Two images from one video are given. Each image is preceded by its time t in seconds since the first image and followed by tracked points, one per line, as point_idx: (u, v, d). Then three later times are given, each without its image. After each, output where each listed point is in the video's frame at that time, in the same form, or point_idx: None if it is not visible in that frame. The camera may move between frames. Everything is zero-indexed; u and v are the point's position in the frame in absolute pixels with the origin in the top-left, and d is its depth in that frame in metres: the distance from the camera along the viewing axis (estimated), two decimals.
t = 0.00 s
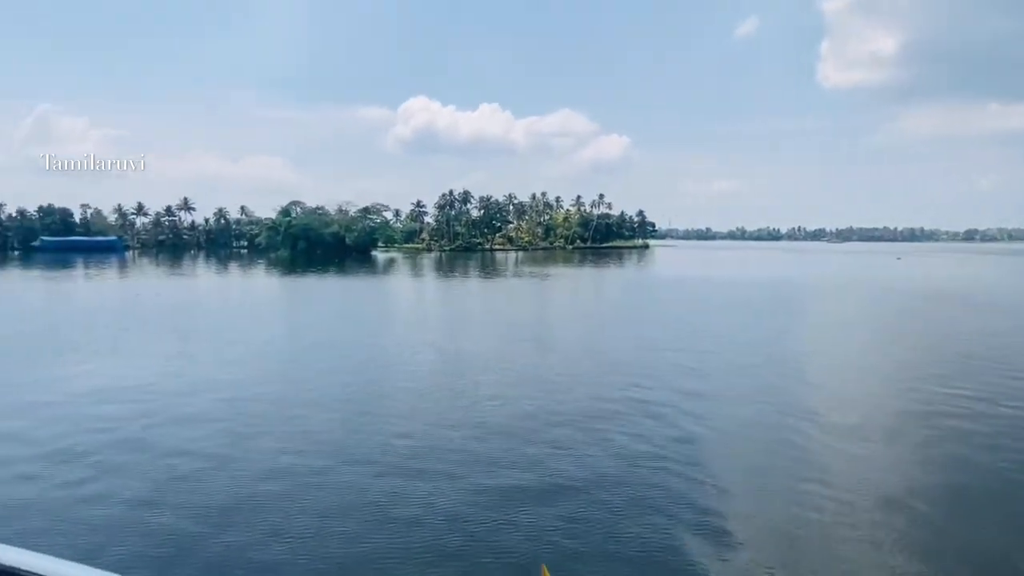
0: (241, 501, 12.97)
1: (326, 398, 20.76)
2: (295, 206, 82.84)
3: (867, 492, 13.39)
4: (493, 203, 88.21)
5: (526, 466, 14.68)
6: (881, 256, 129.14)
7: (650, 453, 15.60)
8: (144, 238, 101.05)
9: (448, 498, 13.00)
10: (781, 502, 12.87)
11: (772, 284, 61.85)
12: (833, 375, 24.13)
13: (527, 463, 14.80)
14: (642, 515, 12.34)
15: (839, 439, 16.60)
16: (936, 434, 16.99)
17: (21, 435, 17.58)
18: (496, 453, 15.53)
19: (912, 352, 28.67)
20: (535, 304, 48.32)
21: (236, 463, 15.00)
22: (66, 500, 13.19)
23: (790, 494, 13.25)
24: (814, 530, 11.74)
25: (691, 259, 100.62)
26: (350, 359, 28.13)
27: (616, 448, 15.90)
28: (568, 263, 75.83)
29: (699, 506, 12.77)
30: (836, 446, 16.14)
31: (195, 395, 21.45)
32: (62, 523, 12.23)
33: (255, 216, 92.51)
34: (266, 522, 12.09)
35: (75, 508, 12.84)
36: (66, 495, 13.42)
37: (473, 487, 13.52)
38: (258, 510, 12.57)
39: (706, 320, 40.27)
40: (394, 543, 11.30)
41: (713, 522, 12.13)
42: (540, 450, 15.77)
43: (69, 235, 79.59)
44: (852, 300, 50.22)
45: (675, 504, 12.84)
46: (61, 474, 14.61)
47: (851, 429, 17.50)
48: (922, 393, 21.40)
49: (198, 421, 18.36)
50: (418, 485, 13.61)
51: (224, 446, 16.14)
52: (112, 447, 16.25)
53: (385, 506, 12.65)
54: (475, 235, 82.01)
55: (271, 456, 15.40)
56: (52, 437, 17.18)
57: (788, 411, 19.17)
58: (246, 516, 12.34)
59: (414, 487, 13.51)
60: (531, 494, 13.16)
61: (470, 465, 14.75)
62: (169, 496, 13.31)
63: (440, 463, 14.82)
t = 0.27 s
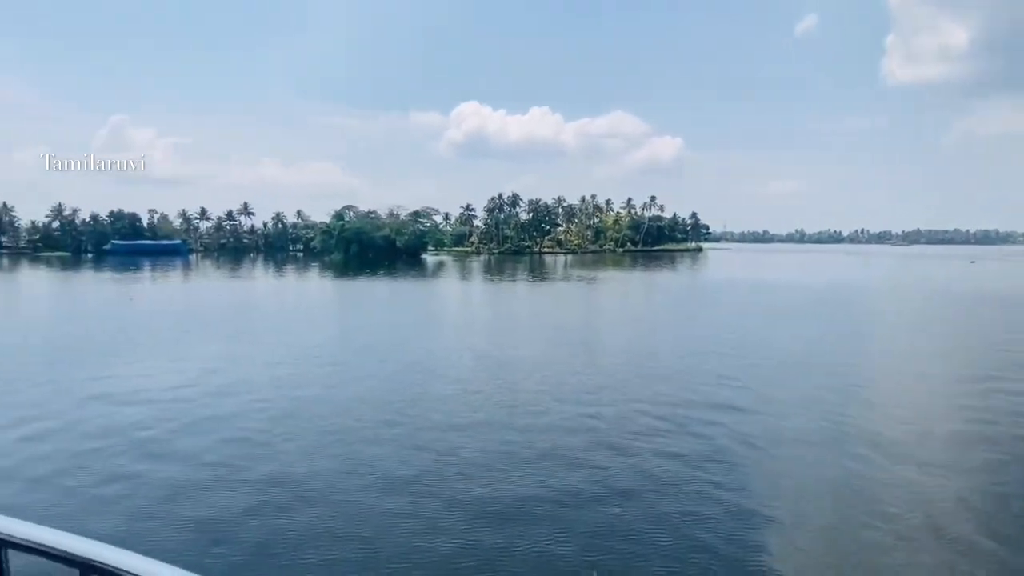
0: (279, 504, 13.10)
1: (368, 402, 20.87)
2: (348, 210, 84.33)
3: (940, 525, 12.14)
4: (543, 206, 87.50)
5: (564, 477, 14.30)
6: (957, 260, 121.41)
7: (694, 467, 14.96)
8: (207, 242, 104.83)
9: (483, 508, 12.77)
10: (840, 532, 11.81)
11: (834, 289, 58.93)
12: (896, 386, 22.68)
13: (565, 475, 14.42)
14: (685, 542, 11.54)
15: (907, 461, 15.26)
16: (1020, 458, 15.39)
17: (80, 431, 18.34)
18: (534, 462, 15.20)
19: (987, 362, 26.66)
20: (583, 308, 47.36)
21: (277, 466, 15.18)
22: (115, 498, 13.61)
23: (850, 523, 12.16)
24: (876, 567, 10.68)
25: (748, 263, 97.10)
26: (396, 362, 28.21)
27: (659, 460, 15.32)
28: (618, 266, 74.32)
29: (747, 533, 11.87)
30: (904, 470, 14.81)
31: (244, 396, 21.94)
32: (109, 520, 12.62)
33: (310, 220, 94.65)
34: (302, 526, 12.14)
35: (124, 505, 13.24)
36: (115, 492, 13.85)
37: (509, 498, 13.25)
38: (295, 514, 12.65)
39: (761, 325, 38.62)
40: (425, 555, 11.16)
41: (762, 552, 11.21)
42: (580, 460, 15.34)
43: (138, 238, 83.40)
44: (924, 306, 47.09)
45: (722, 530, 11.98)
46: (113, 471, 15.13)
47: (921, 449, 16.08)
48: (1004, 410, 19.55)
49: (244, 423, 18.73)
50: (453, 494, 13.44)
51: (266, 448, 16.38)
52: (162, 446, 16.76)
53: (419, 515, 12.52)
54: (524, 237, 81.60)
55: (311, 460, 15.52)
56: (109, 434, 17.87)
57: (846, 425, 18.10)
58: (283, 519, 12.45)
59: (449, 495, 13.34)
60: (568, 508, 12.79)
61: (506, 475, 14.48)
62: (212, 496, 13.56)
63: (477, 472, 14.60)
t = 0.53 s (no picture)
0: (328, 501, 12.99)
1: (417, 403, 20.73)
2: (396, 213, 85.21)
3: None
4: (591, 208, 86.44)
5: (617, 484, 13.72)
6: None
7: (756, 479, 14.11)
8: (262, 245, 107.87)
9: (533, 512, 12.34)
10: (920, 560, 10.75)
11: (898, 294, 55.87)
12: (974, 399, 21.04)
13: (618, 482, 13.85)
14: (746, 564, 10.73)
15: (991, 483, 13.95)
16: None
17: (140, 426, 18.82)
18: (586, 468, 14.68)
19: None
20: (632, 312, 46.24)
21: (327, 464, 15.14)
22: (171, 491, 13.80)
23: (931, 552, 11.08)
24: None
25: (805, 266, 93.46)
26: (443, 364, 28.05)
27: (718, 470, 14.55)
28: (668, 269, 72.61)
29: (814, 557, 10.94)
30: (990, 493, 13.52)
31: (295, 396, 22.15)
32: (165, 514, 12.77)
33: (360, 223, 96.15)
34: (350, 525, 11.98)
35: (179, 500, 13.40)
36: (170, 486, 14.03)
37: (560, 503, 12.78)
38: (343, 511, 12.51)
39: (821, 332, 36.79)
40: (474, 558, 10.82)
41: None
42: (633, 466, 14.73)
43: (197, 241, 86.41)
44: (1000, 313, 44.00)
45: (786, 553, 11.10)
46: (169, 466, 15.39)
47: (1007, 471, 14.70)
48: None
49: (295, 422, 18.85)
50: (503, 497, 13.06)
51: (311, 447, 16.33)
52: (216, 443, 16.97)
53: (468, 517, 12.20)
54: (571, 239, 80.70)
55: (360, 460, 15.41)
56: (166, 429, 18.25)
57: (921, 440, 16.87)
58: (331, 516, 12.34)
59: (499, 498, 12.97)
60: (621, 516, 12.24)
61: (557, 479, 14.01)
62: (262, 493, 13.59)
63: (526, 476, 14.18)
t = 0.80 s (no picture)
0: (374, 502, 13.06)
1: (461, 407, 20.69)
2: (442, 215, 85.67)
3: None
4: (637, 208, 84.85)
5: (666, 496, 13.34)
6: None
7: (809, 495, 13.42)
8: (312, 246, 110.29)
9: (579, 522, 12.10)
10: None
11: (968, 297, 52.68)
12: None
13: (667, 494, 13.47)
14: None
15: None
16: None
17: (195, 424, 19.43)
18: (633, 478, 14.33)
19: None
20: (679, 314, 45.04)
21: (373, 465, 15.27)
22: (224, 487, 14.15)
23: None
24: None
25: (864, 267, 89.27)
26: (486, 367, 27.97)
27: (773, 484, 13.98)
28: (717, 271, 70.62)
29: None
30: None
31: (342, 397, 22.47)
32: (217, 510, 13.08)
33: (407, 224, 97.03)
34: (395, 527, 12.01)
35: (231, 497, 13.73)
36: (221, 484, 14.37)
37: (606, 514, 12.50)
38: (388, 513, 12.55)
39: (882, 337, 35.01)
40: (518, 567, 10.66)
41: None
42: (683, 478, 14.31)
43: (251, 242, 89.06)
44: None
45: None
46: (222, 463, 15.79)
47: None
48: None
49: (342, 423, 19.11)
50: (548, 505, 12.87)
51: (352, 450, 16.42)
52: (267, 442, 17.36)
53: (513, 525, 12.06)
54: (617, 240, 79.48)
55: (406, 462, 15.47)
56: (214, 429, 18.71)
57: (995, 459, 15.82)
58: (376, 518, 12.39)
59: (544, 505, 12.80)
60: (671, 530, 11.87)
61: (603, 489, 13.72)
62: (310, 492, 13.79)
63: (572, 484, 13.94)
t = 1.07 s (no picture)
0: (419, 496, 12.98)
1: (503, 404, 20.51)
2: (484, 214, 85.58)
3: None
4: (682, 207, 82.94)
5: (720, 499, 12.85)
6: None
7: (870, 508, 12.73)
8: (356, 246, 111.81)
9: (629, 522, 11.75)
10: None
11: None
12: None
13: (721, 497, 12.97)
14: None
15: None
16: None
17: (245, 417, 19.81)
18: (684, 480, 13.87)
19: None
20: (726, 315, 43.68)
21: (418, 460, 15.25)
22: (270, 478, 14.32)
23: None
24: None
25: (924, 270, 85.01)
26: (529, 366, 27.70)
27: (833, 493, 13.32)
28: (766, 271, 68.42)
29: None
30: None
31: (387, 393, 22.58)
32: (266, 499, 13.21)
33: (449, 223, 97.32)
34: (441, 519, 11.91)
35: (277, 486, 13.86)
36: (266, 475, 14.53)
37: (657, 515, 12.10)
38: (435, 507, 12.45)
39: (945, 341, 33.09)
40: (567, 564, 10.38)
41: None
42: (737, 483, 13.77)
43: (298, 241, 90.85)
44: None
45: None
46: (271, 455, 16.02)
47: None
48: None
49: (388, 419, 19.18)
50: (596, 504, 12.56)
51: (395, 446, 16.42)
52: (315, 436, 17.55)
53: (561, 521, 11.79)
54: (662, 240, 77.82)
55: (451, 458, 15.39)
56: (261, 422, 19.02)
57: None
58: (423, 511, 12.31)
59: (592, 504, 12.50)
60: (726, 535, 11.40)
61: (653, 489, 13.33)
62: (357, 484, 13.84)
63: (621, 485, 13.57)
